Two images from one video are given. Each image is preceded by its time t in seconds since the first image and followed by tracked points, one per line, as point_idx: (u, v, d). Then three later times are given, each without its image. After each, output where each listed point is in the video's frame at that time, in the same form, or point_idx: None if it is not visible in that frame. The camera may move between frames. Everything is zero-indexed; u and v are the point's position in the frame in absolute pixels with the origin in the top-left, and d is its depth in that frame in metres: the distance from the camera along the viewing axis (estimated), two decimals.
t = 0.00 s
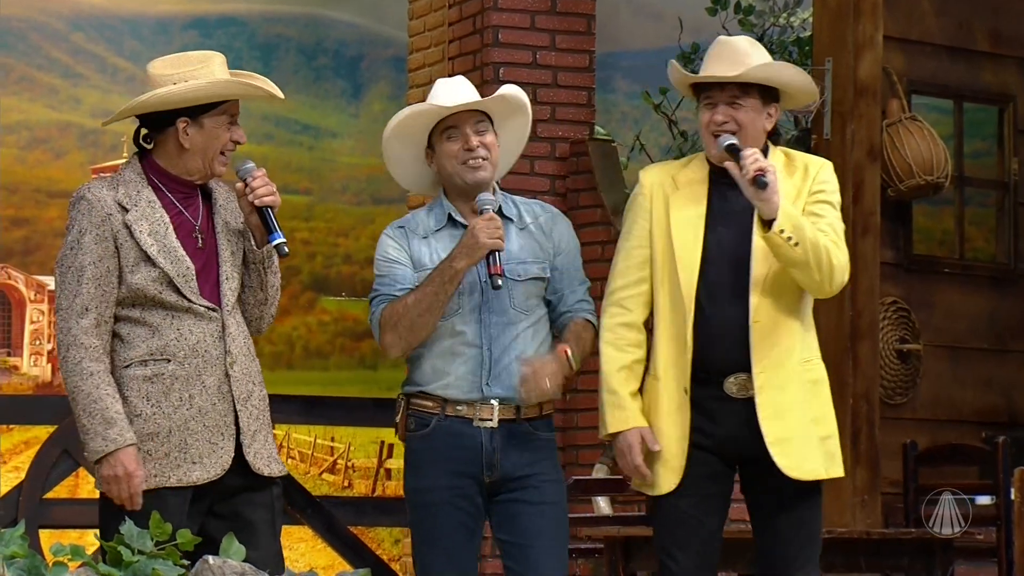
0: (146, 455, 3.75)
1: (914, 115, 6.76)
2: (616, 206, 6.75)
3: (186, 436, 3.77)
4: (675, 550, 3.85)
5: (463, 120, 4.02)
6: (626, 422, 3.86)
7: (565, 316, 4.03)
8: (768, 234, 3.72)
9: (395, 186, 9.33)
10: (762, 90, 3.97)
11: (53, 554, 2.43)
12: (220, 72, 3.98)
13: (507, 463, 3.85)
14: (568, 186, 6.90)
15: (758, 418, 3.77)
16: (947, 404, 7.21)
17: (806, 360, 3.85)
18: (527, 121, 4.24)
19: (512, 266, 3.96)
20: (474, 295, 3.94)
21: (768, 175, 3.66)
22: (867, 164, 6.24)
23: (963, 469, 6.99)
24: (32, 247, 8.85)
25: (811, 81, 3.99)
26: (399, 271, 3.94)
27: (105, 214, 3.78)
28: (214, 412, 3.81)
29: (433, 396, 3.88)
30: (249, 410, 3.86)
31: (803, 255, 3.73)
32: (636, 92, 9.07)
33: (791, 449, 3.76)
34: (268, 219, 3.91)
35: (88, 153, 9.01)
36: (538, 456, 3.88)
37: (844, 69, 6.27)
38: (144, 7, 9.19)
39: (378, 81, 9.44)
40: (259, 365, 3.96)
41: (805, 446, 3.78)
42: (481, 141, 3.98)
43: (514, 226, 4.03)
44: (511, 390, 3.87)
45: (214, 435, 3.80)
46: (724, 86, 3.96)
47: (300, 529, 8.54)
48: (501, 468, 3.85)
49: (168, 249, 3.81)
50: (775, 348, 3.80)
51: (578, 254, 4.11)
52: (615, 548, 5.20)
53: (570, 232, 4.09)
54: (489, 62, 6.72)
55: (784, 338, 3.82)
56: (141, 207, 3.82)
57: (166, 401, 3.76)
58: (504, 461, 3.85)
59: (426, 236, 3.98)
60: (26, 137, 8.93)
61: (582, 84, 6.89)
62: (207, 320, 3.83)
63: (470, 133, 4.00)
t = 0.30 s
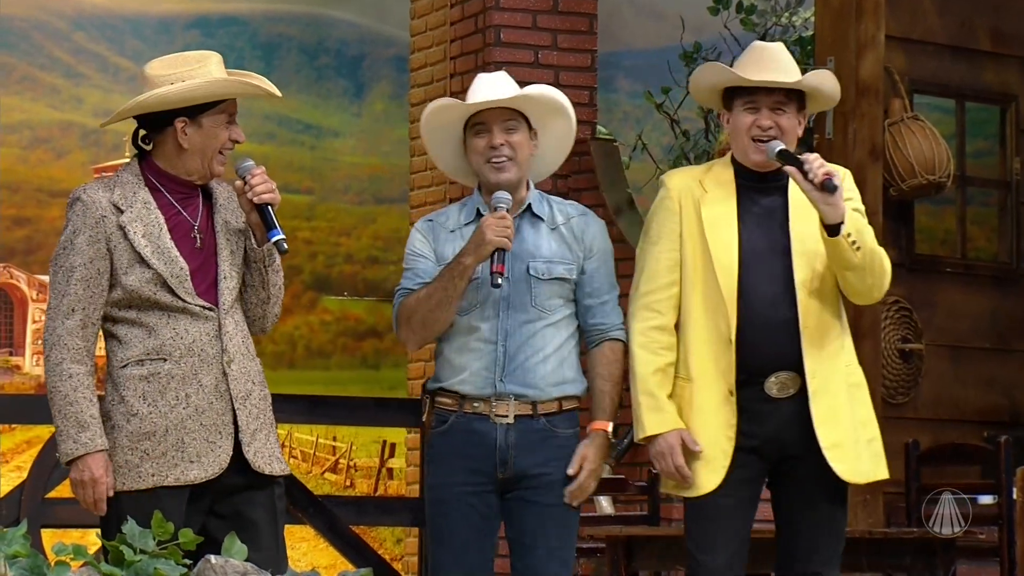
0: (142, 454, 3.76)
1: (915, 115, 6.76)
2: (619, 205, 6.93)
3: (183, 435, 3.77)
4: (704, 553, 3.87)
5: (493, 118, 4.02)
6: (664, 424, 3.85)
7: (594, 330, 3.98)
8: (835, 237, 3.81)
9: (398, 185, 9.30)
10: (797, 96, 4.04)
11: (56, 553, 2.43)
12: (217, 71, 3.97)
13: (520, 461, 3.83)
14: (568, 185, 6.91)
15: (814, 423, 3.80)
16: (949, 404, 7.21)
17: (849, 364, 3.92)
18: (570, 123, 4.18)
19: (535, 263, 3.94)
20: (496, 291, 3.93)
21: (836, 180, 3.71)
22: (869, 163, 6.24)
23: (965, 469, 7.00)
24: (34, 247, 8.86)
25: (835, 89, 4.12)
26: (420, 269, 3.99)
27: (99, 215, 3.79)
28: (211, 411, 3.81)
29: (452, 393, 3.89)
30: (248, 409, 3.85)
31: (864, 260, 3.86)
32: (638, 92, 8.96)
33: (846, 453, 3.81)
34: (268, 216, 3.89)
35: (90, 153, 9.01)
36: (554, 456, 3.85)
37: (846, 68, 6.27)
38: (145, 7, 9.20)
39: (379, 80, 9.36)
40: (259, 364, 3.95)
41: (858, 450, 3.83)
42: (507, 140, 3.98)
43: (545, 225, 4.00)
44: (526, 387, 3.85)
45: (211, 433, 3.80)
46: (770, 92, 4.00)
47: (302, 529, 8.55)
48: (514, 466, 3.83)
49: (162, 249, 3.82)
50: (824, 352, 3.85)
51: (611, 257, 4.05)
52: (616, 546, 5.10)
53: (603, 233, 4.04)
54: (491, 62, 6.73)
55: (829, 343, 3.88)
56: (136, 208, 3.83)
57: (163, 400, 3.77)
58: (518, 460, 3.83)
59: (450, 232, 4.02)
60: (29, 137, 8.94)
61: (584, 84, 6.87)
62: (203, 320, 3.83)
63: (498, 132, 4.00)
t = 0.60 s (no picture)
0: (137, 454, 3.76)
1: (917, 114, 6.77)
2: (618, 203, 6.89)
3: (177, 436, 3.78)
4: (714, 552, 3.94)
5: (533, 120, 4.00)
6: (679, 430, 3.95)
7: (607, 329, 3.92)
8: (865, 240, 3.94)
9: (399, 184, 9.29)
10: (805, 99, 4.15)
11: (58, 553, 2.45)
12: (212, 70, 3.98)
13: (525, 462, 3.84)
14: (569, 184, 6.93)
15: (833, 428, 3.93)
16: (952, 403, 7.20)
17: (867, 366, 4.05)
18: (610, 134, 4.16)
19: (551, 267, 3.93)
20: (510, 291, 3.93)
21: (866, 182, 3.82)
22: (870, 162, 6.24)
23: (967, 468, 7.01)
24: (36, 246, 8.86)
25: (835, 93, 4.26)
26: (441, 262, 3.99)
27: (93, 216, 3.79)
28: (206, 411, 3.81)
29: (460, 391, 3.91)
30: (242, 410, 3.86)
31: (893, 261, 4.01)
32: (640, 91, 8.69)
33: (867, 456, 3.95)
34: (234, 242, 3.81)
35: (92, 153, 9.02)
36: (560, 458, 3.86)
37: (848, 67, 6.26)
38: (148, 6, 9.21)
39: (382, 79, 9.35)
40: (253, 366, 3.96)
41: (879, 450, 3.98)
42: (541, 146, 3.97)
43: (564, 230, 3.99)
44: (532, 389, 3.86)
45: (205, 434, 3.81)
46: (784, 94, 4.11)
47: (303, 528, 8.54)
48: (518, 466, 3.85)
49: (157, 250, 3.82)
50: (844, 356, 3.98)
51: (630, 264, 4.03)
52: (619, 545, 5.09)
53: (620, 241, 4.03)
54: (494, 61, 6.74)
55: (848, 346, 4.00)
56: (131, 209, 3.83)
57: (157, 401, 3.77)
58: (523, 460, 3.84)
59: (473, 227, 4.02)
60: (31, 135, 8.95)
61: (586, 83, 6.83)
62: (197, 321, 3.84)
63: (534, 136, 3.99)
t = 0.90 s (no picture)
0: (127, 455, 3.75)
1: (918, 113, 6.77)
2: (619, 201, 6.88)
3: (168, 438, 3.77)
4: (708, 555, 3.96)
5: (541, 120, 4.01)
6: (671, 433, 3.95)
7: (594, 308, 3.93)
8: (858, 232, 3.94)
9: (400, 184, 9.32)
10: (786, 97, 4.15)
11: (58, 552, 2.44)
12: (204, 70, 3.98)
13: (518, 460, 3.85)
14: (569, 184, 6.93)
15: (820, 423, 3.92)
16: (952, 403, 7.20)
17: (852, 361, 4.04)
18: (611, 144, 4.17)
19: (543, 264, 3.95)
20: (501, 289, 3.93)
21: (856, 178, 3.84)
22: (871, 161, 6.22)
23: (966, 468, 7.01)
24: (37, 245, 8.85)
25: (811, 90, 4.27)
26: (436, 256, 3.97)
27: (86, 218, 3.79)
28: (197, 413, 3.80)
29: (452, 389, 3.89)
30: (233, 414, 3.85)
31: (884, 255, 4.00)
32: (639, 90, 8.75)
33: (853, 450, 3.92)
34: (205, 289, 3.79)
35: (93, 151, 9.03)
36: (552, 455, 3.87)
37: (848, 67, 6.27)
38: (149, 5, 9.20)
39: (382, 79, 9.36)
40: (246, 369, 3.95)
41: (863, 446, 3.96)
42: (543, 148, 3.98)
43: (560, 226, 4.00)
44: (525, 386, 3.86)
45: (196, 436, 3.80)
46: (766, 91, 4.10)
47: (303, 528, 8.52)
48: (511, 464, 3.85)
49: (149, 252, 3.82)
50: (828, 350, 3.97)
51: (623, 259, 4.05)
52: (619, 544, 5.07)
53: (613, 236, 4.05)
54: (493, 60, 6.74)
55: (833, 341, 3.99)
56: (123, 210, 3.83)
57: (148, 403, 3.76)
58: (515, 458, 3.85)
59: (467, 222, 4.02)
60: (31, 135, 8.94)
61: (587, 83, 6.83)
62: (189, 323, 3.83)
63: (540, 137, 4.00)
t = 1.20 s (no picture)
0: (122, 457, 3.76)
1: (920, 111, 6.75)
2: (622, 201, 6.95)
3: (162, 439, 3.77)
4: (695, 553, 4.03)
5: (494, 115, 4.02)
6: (655, 441, 3.99)
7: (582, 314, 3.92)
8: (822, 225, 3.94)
9: (402, 182, 9.29)
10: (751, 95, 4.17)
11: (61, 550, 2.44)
12: (197, 69, 3.99)
13: (500, 457, 3.86)
14: (573, 183, 6.93)
15: (785, 414, 3.94)
16: (954, 401, 7.20)
17: (826, 353, 4.04)
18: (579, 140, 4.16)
19: (522, 260, 3.96)
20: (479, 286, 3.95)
21: (819, 170, 3.84)
22: (874, 161, 6.24)
23: (969, 467, 7.02)
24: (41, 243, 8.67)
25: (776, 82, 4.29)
26: (407, 258, 4.01)
27: (79, 218, 3.80)
28: (191, 414, 3.81)
29: (432, 386, 3.92)
30: (228, 415, 3.85)
31: (852, 245, 4.00)
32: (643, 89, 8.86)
33: (817, 443, 3.93)
34: (212, 326, 3.82)
35: (95, 151, 8.86)
36: (534, 452, 3.89)
37: (851, 65, 6.27)
38: (151, 3, 9.07)
39: (384, 78, 9.34)
40: (241, 369, 3.95)
41: (831, 438, 3.95)
42: (498, 142, 3.99)
43: (535, 221, 4.02)
44: (505, 383, 3.88)
45: (190, 437, 3.80)
46: (729, 97, 4.11)
47: (306, 527, 8.49)
48: (493, 462, 3.86)
49: (142, 252, 3.82)
50: (799, 340, 3.98)
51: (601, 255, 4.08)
52: (622, 543, 5.07)
53: (589, 232, 4.08)
54: (496, 59, 6.72)
55: (806, 332, 3.99)
56: (116, 210, 3.83)
57: (142, 404, 3.77)
58: (497, 455, 3.86)
59: (439, 222, 4.04)
60: (34, 134, 8.76)
61: (589, 81, 6.89)
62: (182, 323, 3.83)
63: (494, 131, 4.01)
